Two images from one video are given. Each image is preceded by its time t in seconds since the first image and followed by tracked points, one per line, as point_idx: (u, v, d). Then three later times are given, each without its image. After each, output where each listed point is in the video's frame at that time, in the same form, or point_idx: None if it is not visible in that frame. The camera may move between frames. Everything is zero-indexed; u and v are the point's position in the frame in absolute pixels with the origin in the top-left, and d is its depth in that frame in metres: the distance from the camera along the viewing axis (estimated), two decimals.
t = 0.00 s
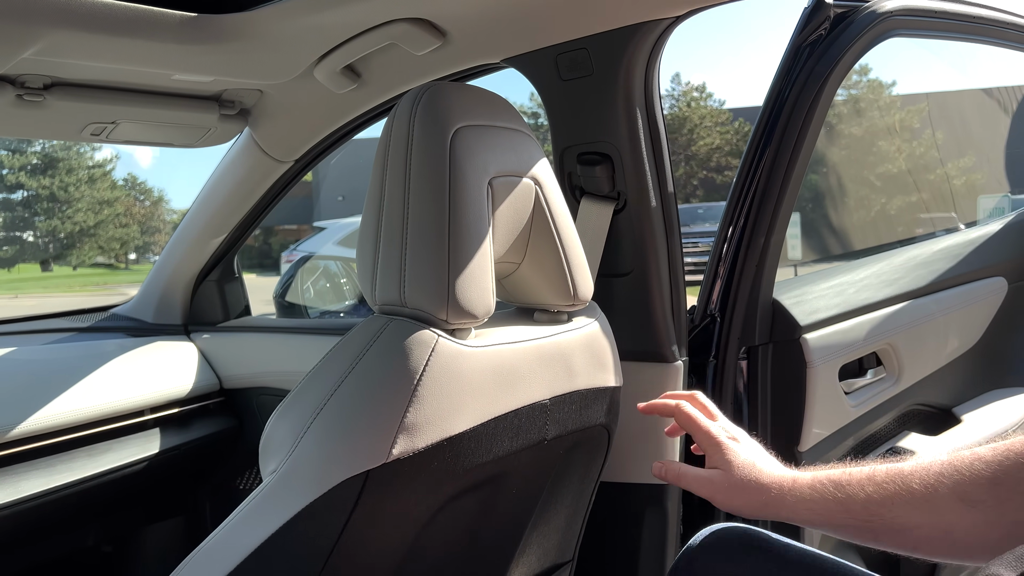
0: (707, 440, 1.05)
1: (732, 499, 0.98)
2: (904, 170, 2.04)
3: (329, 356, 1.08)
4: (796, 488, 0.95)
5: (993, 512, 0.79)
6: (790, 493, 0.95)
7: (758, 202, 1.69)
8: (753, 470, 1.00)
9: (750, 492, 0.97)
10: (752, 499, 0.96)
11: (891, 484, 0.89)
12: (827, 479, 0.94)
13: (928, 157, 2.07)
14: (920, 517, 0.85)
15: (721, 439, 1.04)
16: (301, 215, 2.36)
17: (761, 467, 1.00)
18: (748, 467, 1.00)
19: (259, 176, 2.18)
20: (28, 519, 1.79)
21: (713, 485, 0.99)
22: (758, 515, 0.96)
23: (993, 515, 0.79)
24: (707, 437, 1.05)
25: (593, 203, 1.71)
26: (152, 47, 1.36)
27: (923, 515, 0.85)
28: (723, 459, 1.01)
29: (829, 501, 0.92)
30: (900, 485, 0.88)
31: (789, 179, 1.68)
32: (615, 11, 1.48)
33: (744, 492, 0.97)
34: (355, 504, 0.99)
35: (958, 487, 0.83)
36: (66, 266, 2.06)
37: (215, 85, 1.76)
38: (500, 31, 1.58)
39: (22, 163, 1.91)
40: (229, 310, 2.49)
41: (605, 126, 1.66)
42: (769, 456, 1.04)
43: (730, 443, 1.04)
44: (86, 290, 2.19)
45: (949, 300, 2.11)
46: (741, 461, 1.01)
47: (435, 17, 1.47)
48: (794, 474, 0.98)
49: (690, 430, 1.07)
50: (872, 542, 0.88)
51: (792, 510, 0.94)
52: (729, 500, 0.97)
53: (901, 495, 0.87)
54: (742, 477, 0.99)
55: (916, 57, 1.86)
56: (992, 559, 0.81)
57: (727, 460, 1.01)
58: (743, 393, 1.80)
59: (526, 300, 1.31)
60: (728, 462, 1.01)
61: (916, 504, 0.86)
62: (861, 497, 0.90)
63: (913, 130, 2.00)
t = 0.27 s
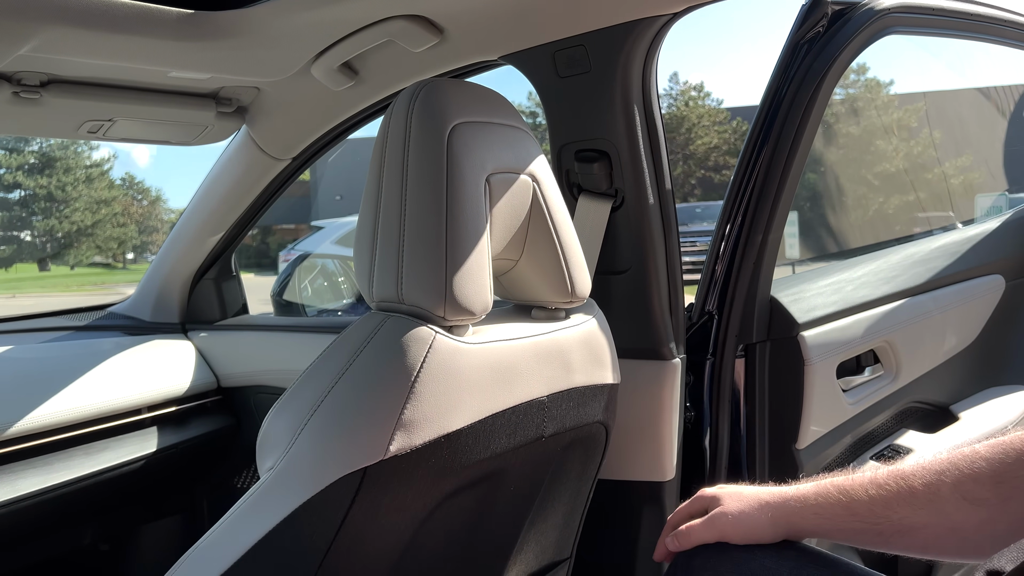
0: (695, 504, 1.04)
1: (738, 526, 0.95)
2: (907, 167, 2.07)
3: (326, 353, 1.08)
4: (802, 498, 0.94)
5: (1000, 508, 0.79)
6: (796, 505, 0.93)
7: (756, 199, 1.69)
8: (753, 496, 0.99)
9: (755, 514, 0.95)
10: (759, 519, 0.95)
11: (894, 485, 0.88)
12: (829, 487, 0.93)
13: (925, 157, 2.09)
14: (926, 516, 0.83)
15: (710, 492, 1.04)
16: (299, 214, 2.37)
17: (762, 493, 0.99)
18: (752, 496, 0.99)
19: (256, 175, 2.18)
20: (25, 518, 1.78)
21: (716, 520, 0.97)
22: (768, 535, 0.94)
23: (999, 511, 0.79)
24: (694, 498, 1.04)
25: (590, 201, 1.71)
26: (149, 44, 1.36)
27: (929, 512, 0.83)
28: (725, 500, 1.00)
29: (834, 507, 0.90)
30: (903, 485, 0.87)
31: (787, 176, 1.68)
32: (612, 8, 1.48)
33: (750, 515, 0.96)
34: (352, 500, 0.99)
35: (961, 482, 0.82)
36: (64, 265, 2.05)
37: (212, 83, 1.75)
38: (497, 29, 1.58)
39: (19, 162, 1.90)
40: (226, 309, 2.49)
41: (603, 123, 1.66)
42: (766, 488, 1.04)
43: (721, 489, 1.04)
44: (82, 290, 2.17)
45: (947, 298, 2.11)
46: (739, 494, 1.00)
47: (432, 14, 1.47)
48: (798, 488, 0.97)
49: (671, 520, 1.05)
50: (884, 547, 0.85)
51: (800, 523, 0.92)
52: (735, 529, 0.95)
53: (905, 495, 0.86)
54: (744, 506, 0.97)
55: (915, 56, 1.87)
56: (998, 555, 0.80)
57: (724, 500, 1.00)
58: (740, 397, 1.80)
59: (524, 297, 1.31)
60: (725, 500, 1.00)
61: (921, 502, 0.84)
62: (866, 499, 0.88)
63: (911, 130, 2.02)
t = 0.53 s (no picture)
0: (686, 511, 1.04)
1: (729, 527, 0.97)
2: (905, 167, 2.07)
3: (325, 354, 1.09)
4: (791, 495, 0.94)
5: (990, 501, 0.77)
6: (785, 503, 0.93)
7: (753, 200, 1.70)
8: (743, 498, 0.99)
9: (745, 517, 0.96)
10: (750, 521, 0.96)
11: (881, 478, 0.87)
12: (817, 481, 0.93)
13: (923, 156, 2.10)
14: (917, 510, 0.82)
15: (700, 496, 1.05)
16: (298, 214, 2.37)
17: (752, 494, 1.00)
18: (742, 498, 0.99)
19: (256, 175, 2.18)
20: (25, 518, 1.79)
21: (708, 526, 0.98)
22: (761, 536, 0.94)
23: (990, 504, 0.77)
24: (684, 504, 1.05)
25: (589, 202, 1.72)
26: (148, 46, 1.36)
27: (918, 504, 0.82)
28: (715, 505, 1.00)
29: (823, 502, 0.90)
30: (891, 478, 0.86)
31: (785, 177, 1.69)
32: (611, 9, 1.48)
33: (740, 518, 0.97)
34: (352, 500, 1.00)
35: (951, 475, 0.81)
36: (63, 265, 2.05)
37: (211, 84, 1.76)
38: (496, 30, 1.58)
39: (17, 163, 1.90)
40: (225, 309, 2.49)
41: (601, 124, 1.66)
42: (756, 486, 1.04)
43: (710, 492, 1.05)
44: (82, 290, 2.17)
45: (944, 298, 2.12)
46: (729, 496, 1.01)
47: (430, 16, 1.48)
48: (787, 484, 0.97)
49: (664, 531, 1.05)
50: (875, 541, 0.85)
51: (790, 521, 0.92)
52: (728, 534, 0.96)
53: (893, 489, 0.85)
54: (734, 508, 0.98)
55: (913, 56, 1.87)
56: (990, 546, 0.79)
57: (716, 503, 1.01)
58: (738, 398, 1.82)
59: (523, 298, 1.31)
60: (715, 504, 1.01)
61: (910, 496, 0.83)
62: (854, 493, 0.87)
63: (909, 129, 2.03)
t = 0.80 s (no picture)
0: (689, 514, 1.06)
1: (733, 536, 0.98)
2: (904, 167, 2.08)
3: (328, 357, 1.09)
4: (794, 504, 0.94)
5: (991, 506, 0.77)
6: (789, 512, 0.94)
7: (753, 202, 1.71)
8: (747, 504, 1.00)
9: (749, 525, 0.98)
10: (753, 529, 0.97)
11: (883, 484, 0.87)
12: (819, 489, 0.94)
13: (923, 155, 2.11)
14: (919, 516, 0.82)
15: (702, 498, 1.06)
16: (299, 214, 2.38)
17: (755, 500, 1.01)
18: (745, 505, 1.00)
19: (257, 178, 2.19)
20: (28, 519, 1.79)
21: (711, 532, 1.00)
22: (764, 544, 0.96)
23: (991, 509, 0.77)
24: (687, 507, 1.07)
25: (589, 204, 1.73)
26: (150, 50, 1.37)
27: (920, 510, 0.82)
28: (718, 509, 1.02)
29: (827, 510, 0.91)
30: (892, 484, 0.86)
31: (784, 179, 1.69)
32: (611, 13, 1.49)
33: (744, 525, 0.98)
34: (355, 502, 1.01)
35: (951, 480, 0.81)
36: (63, 266, 2.05)
37: (213, 87, 1.76)
38: (496, 33, 1.59)
39: (17, 164, 1.91)
40: (227, 310, 2.50)
41: (601, 126, 1.67)
42: (759, 489, 1.05)
43: (713, 495, 1.06)
44: (82, 290, 2.19)
45: (943, 298, 2.13)
46: (732, 502, 1.02)
47: (431, 20, 1.48)
48: (790, 492, 0.98)
49: (668, 533, 1.08)
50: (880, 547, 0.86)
51: (795, 530, 0.93)
52: (731, 540, 0.98)
53: (894, 495, 0.85)
54: (738, 515, 0.99)
55: (912, 57, 1.88)
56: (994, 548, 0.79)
57: (718, 508, 1.02)
58: (739, 400, 1.82)
59: (524, 300, 1.32)
60: (718, 510, 1.02)
61: (912, 502, 0.83)
62: (856, 500, 0.88)
63: (908, 129, 2.04)
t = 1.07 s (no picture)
0: (690, 511, 1.07)
1: (734, 535, 0.98)
2: (904, 167, 2.08)
3: (328, 358, 1.10)
4: (795, 505, 0.95)
5: (992, 507, 0.78)
6: (790, 512, 0.95)
7: (753, 202, 1.71)
8: (749, 504, 1.01)
9: (750, 524, 0.98)
10: (754, 528, 0.97)
11: (884, 485, 0.88)
12: (821, 490, 0.94)
13: (923, 155, 2.11)
14: (921, 517, 0.82)
15: (704, 496, 1.07)
16: (299, 215, 2.38)
17: (757, 500, 1.01)
18: (747, 505, 1.01)
19: (257, 179, 2.19)
20: (29, 521, 1.79)
21: (712, 528, 1.00)
22: (765, 543, 0.96)
23: (993, 510, 0.78)
24: (689, 504, 1.07)
25: (589, 204, 1.73)
26: (150, 52, 1.37)
27: (922, 512, 0.82)
28: (719, 507, 1.03)
29: (829, 511, 0.91)
30: (893, 484, 0.87)
31: (784, 180, 1.70)
32: (611, 14, 1.49)
33: (745, 524, 0.98)
34: (356, 503, 1.01)
35: (952, 482, 0.81)
36: (63, 267, 2.05)
37: (214, 89, 1.77)
38: (496, 34, 1.59)
39: (17, 165, 1.90)
40: (227, 311, 2.50)
41: (601, 127, 1.67)
42: (761, 490, 1.06)
43: (715, 493, 1.06)
44: (82, 292, 2.17)
45: (942, 298, 2.13)
46: (734, 501, 1.03)
47: (431, 21, 1.48)
48: (791, 493, 0.98)
49: (669, 529, 1.08)
50: (881, 548, 0.86)
51: (796, 530, 0.93)
52: (732, 537, 0.98)
53: (895, 496, 0.85)
54: (739, 514, 1.00)
55: (911, 57, 1.88)
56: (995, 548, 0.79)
57: (719, 506, 1.03)
58: (739, 400, 1.83)
59: (524, 301, 1.32)
60: (719, 508, 1.02)
61: (914, 504, 0.83)
62: (857, 501, 0.89)
63: (908, 129, 2.04)
